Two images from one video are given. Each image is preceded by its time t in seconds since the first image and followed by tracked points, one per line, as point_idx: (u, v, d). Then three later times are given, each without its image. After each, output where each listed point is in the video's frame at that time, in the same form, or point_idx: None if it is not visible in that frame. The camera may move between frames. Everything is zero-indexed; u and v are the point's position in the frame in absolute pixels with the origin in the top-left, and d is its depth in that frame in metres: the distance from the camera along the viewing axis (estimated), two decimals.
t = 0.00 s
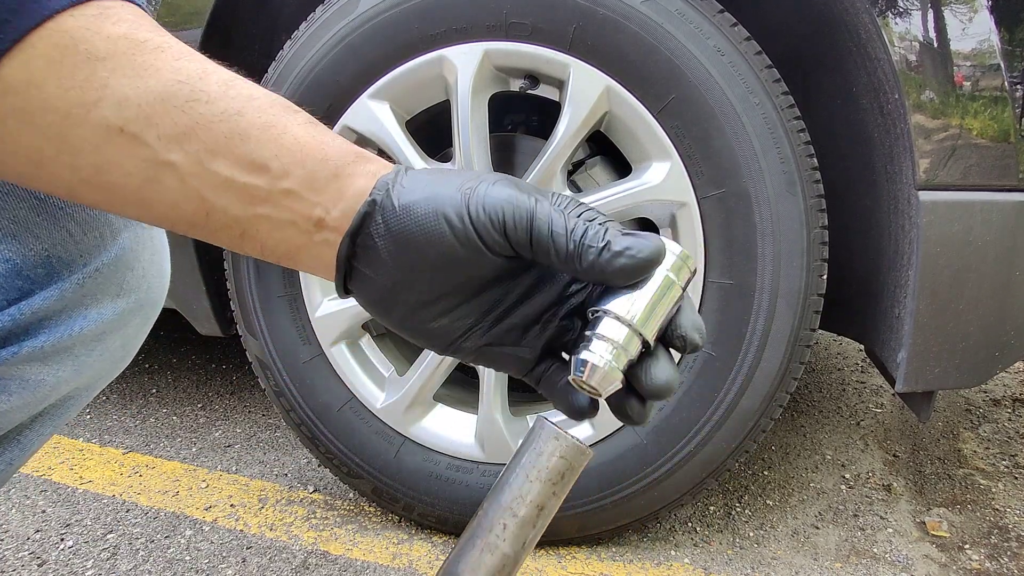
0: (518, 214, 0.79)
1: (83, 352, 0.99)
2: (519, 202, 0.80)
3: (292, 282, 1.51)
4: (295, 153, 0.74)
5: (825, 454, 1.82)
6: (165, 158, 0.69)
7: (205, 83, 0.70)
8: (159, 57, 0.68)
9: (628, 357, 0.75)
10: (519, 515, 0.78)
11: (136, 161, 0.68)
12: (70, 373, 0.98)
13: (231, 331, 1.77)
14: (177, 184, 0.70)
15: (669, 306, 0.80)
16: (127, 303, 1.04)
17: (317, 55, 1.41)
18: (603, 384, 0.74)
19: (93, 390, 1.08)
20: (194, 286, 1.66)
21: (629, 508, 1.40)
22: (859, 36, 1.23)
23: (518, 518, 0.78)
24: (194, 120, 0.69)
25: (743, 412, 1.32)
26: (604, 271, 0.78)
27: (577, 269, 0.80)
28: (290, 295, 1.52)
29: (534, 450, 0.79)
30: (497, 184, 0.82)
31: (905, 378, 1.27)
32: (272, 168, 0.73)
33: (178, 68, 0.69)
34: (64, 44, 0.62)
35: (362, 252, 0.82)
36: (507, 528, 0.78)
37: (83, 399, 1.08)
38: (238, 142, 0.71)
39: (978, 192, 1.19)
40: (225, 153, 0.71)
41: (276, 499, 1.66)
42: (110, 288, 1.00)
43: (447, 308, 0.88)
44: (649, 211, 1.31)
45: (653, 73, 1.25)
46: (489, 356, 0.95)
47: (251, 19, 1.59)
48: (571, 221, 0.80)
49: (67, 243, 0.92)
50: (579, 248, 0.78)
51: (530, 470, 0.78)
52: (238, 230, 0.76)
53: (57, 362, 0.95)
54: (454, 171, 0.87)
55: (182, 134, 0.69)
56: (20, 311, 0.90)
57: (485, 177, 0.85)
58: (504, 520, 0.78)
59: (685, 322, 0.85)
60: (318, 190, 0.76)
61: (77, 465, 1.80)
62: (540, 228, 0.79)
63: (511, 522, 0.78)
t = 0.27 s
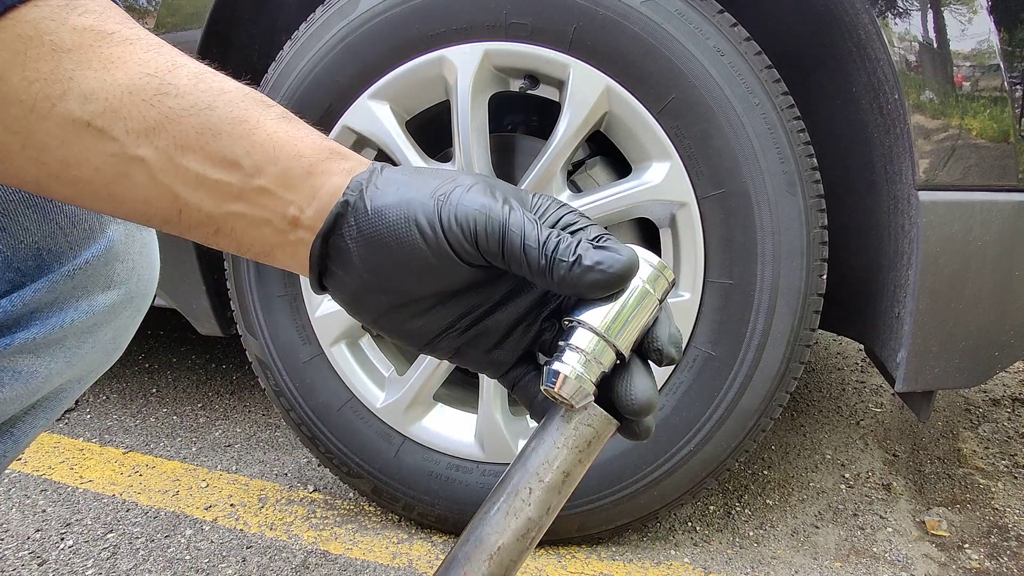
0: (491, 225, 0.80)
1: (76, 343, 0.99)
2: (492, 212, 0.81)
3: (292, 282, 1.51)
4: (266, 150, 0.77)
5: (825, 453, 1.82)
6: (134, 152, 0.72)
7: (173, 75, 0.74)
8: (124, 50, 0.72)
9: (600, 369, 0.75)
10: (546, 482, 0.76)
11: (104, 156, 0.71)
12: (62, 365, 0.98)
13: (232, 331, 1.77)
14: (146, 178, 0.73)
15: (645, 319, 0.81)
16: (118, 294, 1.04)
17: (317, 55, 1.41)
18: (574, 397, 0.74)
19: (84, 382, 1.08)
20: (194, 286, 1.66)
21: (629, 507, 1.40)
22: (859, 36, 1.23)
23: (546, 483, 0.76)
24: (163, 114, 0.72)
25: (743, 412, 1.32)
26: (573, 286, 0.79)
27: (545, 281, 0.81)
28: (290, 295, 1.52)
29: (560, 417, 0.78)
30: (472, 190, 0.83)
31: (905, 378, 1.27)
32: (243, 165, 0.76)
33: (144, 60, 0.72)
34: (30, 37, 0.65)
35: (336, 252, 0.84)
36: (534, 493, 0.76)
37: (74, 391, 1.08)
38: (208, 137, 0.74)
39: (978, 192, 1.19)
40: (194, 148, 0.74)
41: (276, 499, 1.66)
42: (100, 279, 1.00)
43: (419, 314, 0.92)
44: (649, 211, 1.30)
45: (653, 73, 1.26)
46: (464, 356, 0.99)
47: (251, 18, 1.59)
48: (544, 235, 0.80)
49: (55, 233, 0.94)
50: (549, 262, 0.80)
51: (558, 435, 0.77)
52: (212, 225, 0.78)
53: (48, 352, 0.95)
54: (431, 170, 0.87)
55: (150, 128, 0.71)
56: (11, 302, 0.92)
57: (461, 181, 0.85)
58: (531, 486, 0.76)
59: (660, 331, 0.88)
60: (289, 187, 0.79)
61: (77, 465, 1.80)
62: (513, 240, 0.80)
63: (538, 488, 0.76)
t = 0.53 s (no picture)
0: (485, 228, 0.83)
1: (76, 340, 0.99)
2: (486, 216, 0.84)
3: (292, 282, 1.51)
4: (264, 164, 0.77)
5: (825, 453, 1.82)
6: (132, 168, 0.71)
7: (172, 90, 0.73)
8: (123, 67, 0.71)
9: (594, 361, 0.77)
10: (515, 474, 0.72)
11: (101, 171, 0.70)
12: (62, 361, 0.99)
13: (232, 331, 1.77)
14: (143, 193, 0.73)
15: (635, 314, 0.82)
16: (117, 292, 1.04)
17: (317, 55, 1.41)
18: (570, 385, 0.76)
19: (84, 379, 1.09)
20: (194, 286, 1.66)
21: (629, 508, 1.40)
22: (859, 36, 1.23)
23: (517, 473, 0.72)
24: (162, 130, 0.71)
25: (743, 412, 1.32)
26: (568, 282, 0.82)
27: (541, 280, 0.83)
28: (290, 295, 1.52)
29: (524, 407, 0.75)
30: (464, 198, 0.86)
31: (905, 378, 1.27)
32: (241, 179, 0.76)
33: (144, 77, 0.72)
34: (29, 53, 0.65)
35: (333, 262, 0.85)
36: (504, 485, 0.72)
37: (74, 388, 1.09)
38: (205, 153, 0.74)
39: (978, 192, 1.19)
40: (191, 164, 0.74)
41: (276, 499, 1.66)
42: (100, 277, 1.00)
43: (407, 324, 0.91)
44: (649, 211, 1.30)
45: (653, 73, 1.26)
46: (453, 368, 0.97)
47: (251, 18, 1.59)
48: (537, 236, 0.83)
49: (58, 234, 0.93)
50: (544, 262, 0.82)
51: (524, 425, 0.74)
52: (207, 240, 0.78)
53: (50, 349, 0.96)
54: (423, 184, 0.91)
55: (149, 143, 0.71)
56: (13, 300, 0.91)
57: (455, 192, 0.88)
58: (500, 478, 0.72)
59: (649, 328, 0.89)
60: (286, 201, 0.79)
61: (77, 465, 1.80)
62: (507, 240, 0.83)
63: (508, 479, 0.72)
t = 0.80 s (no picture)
0: (461, 235, 0.81)
1: (84, 341, 0.99)
2: (466, 223, 0.81)
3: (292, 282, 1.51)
4: (264, 162, 0.78)
5: (826, 453, 1.82)
6: (138, 164, 0.74)
7: (178, 85, 0.75)
8: (133, 61, 0.73)
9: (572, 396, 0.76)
10: (534, 458, 0.75)
11: (108, 168, 0.74)
12: (69, 362, 0.99)
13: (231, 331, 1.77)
14: (148, 189, 0.76)
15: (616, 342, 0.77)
16: (125, 294, 1.05)
17: (317, 55, 1.41)
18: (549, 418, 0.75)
19: (89, 379, 1.09)
20: (194, 286, 1.66)
21: (629, 508, 1.40)
22: (859, 36, 1.23)
23: (537, 457, 0.75)
24: (167, 127, 0.74)
25: (743, 412, 1.32)
26: (534, 307, 0.79)
27: (508, 296, 0.81)
28: (290, 295, 1.52)
29: (540, 389, 0.76)
30: (451, 202, 0.83)
31: (905, 378, 1.27)
32: (243, 178, 0.77)
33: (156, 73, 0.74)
34: (41, 49, 0.68)
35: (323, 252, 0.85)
36: (525, 470, 0.75)
37: (79, 389, 1.08)
38: (209, 151, 0.76)
39: (978, 192, 1.19)
40: (195, 160, 0.76)
41: (276, 499, 1.66)
42: (109, 279, 1.01)
43: (394, 327, 0.93)
44: (649, 211, 1.30)
45: (653, 73, 1.26)
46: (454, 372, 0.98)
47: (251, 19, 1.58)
48: (515, 250, 0.81)
49: (65, 234, 0.94)
50: (513, 282, 0.79)
51: (541, 404, 0.76)
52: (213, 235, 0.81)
53: (59, 349, 0.96)
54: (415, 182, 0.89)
55: (156, 140, 0.74)
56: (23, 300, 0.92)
57: (446, 195, 0.86)
58: (519, 463, 0.75)
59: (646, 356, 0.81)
60: (287, 199, 0.80)
61: (77, 465, 1.80)
62: (481, 255, 0.80)
63: (528, 465, 0.75)
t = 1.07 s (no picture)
0: (444, 302, 0.78)
1: (95, 347, 0.99)
2: (456, 288, 0.77)
3: (292, 282, 1.51)
4: (273, 165, 0.73)
5: (825, 453, 1.82)
6: (145, 158, 0.69)
7: (186, 75, 0.69)
8: (141, 46, 0.68)
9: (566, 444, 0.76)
10: (549, 477, 0.75)
11: (116, 159, 0.69)
12: (80, 368, 0.99)
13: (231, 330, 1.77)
14: (156, 183, 0.71)
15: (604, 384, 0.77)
16: (137, 302, 1.05)
17: (317, 55, 1.41)
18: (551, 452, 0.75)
19: (100, 385, 1.09)
20: (194, 286, 1.66)
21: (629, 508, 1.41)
22: (859, 36, 1.23)
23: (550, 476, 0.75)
24: (175, 120, 0.68)
25: (743, 412, 1.32)
26: (502, 400, 0.77)
27: (477, 371, 0.79)
28: (290, 295, 1.52)
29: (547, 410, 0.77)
30: (452, 253, 0.78)
31: (905, 378, 1.27)
32: (250, 178, 0.72)
33: (164, 58, 0.69)
34: (43, 32, 0.62)
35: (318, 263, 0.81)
36: (540, 490, 0.75)
37: (90, 394, 1.09)
38: (217, 147, 0.70)
39: (978, 192, 1.19)
40: (203, 155, 0.70)
41: (276, 499, 1.66)
42: (122, 286, 1.01)
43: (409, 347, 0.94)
44: (649, 211, 1.30)
45: (653, 73, 1.26)
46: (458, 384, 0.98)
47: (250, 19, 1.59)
48: (497, 332, 0.77)
49: (78, 242, 0.94)
50: (490, 363, 0.77)
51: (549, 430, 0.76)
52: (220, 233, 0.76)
53: (71, 356, 0.96)
54: (433, 204, 0.83)
55: (161, 133, 0.68)
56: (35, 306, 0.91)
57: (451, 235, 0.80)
58: (533, 483, 0.75)
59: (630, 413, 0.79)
60: (293, 206, 0.75)
61: (77, 465, 1.80)
62: (467, 326, 0.77)
63: (541, 484, 0.75)
